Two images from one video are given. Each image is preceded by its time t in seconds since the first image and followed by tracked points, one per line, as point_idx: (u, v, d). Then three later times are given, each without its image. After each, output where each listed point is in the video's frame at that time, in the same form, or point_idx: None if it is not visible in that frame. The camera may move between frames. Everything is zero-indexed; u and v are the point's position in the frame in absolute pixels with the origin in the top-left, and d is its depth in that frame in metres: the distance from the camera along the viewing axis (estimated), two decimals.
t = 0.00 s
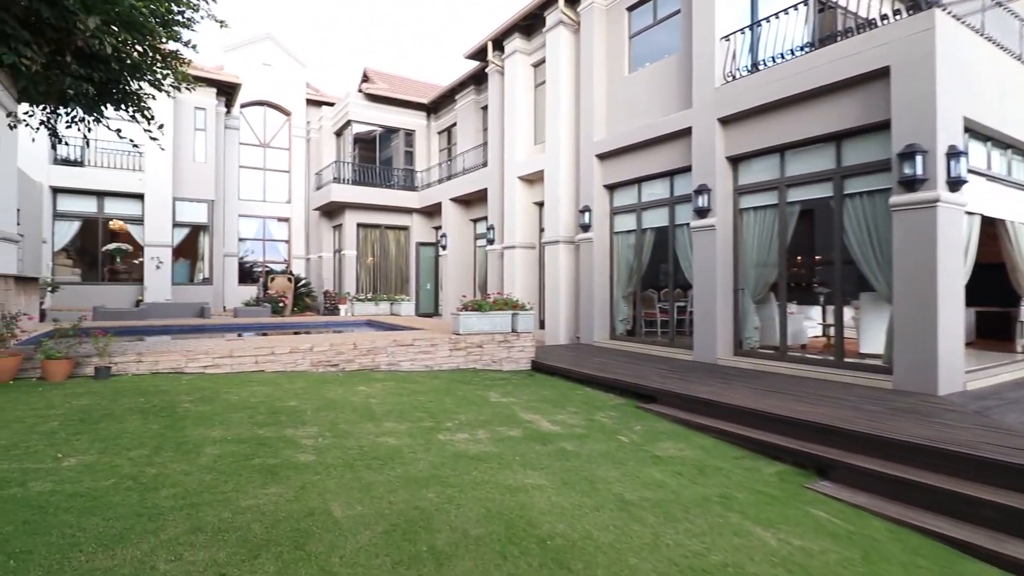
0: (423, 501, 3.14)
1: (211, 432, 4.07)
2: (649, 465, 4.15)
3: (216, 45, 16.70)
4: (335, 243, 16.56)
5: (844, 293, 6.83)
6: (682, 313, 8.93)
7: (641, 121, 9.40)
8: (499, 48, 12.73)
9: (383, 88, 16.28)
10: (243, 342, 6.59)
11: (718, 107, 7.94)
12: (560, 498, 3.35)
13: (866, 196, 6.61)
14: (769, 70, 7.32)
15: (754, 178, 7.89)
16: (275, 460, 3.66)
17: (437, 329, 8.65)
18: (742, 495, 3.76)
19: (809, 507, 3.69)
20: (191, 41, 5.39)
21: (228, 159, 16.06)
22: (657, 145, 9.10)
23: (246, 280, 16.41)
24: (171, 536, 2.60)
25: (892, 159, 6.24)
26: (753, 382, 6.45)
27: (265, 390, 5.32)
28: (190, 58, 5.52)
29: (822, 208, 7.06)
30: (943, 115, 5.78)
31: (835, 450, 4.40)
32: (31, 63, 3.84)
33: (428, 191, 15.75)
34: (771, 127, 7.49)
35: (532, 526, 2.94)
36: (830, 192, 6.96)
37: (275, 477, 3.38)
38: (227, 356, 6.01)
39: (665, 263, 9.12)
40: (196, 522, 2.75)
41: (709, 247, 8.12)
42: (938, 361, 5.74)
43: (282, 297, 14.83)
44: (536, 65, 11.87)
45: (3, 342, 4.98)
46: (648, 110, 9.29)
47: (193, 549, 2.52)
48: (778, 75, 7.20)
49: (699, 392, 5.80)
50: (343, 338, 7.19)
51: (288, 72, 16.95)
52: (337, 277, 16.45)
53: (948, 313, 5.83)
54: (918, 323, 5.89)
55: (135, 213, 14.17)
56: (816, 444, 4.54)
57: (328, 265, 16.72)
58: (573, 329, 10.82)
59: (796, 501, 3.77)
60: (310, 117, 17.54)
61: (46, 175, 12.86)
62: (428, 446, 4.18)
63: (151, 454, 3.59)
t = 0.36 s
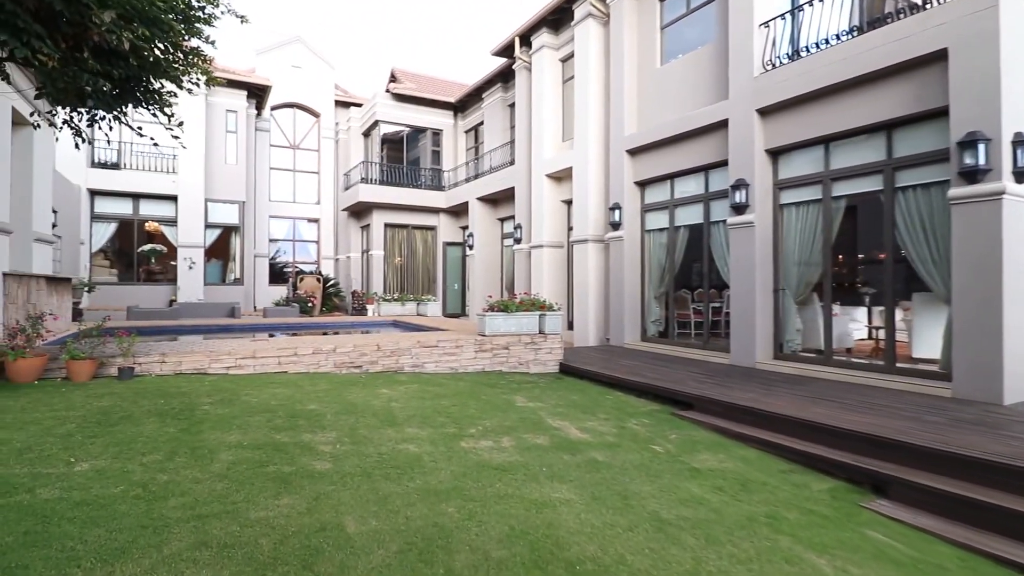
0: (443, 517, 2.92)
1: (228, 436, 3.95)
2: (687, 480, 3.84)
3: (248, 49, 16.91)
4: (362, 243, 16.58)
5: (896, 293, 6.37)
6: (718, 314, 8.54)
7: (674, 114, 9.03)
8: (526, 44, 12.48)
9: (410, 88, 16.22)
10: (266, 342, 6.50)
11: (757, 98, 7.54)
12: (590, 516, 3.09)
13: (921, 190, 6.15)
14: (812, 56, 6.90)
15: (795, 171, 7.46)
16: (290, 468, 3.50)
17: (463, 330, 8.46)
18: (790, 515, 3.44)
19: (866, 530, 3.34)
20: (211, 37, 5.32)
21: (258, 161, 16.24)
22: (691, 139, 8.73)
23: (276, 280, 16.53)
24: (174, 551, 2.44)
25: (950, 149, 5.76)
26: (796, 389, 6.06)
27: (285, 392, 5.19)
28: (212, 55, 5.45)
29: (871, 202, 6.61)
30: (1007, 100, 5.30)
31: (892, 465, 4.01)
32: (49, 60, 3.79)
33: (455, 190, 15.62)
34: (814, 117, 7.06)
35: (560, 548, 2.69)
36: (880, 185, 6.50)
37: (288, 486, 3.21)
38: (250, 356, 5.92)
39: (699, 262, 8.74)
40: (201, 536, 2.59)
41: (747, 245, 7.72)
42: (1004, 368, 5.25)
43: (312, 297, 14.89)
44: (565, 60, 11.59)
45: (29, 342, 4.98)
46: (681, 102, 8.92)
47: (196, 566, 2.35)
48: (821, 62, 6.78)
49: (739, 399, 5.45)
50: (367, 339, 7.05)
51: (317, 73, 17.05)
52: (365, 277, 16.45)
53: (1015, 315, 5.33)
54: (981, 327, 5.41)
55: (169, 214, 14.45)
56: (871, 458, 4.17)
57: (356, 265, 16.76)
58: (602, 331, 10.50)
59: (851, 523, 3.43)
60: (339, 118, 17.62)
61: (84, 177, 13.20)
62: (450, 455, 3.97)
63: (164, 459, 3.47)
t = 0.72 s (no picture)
0: (460, 536, 2.69)
1: (244, 440, 3.82)
2: (727, 496, 3.53)
3: (280, 51, 17.10)
4: (392, 243, 16.56)
5: (956, 292, 5.86)
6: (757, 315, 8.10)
7: (710, 106, 8.63)
8: (555, 38, 12.18)
9: (439, 87, 16.12)
10: (290, 343, 6.41)
11: (799, 86, 7.11)
12: (621, 537, 2.82)
13: (984, 180, 5.64)
14: (861, 39, 6.43)
15: (842, 163, 6.98)
16: (303, 475, 3.33)
17: (489, 330, 8.25)
18: (845, 538, 3.10)
19: (934, 558, 2.97)
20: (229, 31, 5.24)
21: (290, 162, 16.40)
22: (728, 131, 8.32)
23: (307, 280, 16.68)
24: (170, 568, 2.29)
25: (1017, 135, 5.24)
26: (845, 396, 5.63)
27: (306, 394, 5.07)
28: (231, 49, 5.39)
29: (928, 194, 6.11)
30: None
31: (960, 483, 3.60)
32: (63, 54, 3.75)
33: (483, 189, 15.44)
34: (862, 105, 6.59)
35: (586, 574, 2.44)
36: (937, 176, 6.00)
37: (299, 496, 3.04)
38: (273, 357, 5.83)
39: (737, 260, 8.33)
40: (202, 551, 2.43)
41: (790, 241, 7.29)
42: None
43: (341, 297, 14.78)
44: (595, 53, 11.26)
45: (54, 342, 4.98)
46: (718, 93, 8.51)
47: None
48: (869, 45, 6.32)
49: (783, 406, 5.07)
50: (391, 340, 6.91)
51: (347, 74, 17.12)
52: (394, 277, 16.42)
53: None
54: None
55: (203, 215, 14.70)
56: (935, 475, 3.76)
57: (386, 266, 16.75)
58: (635, 331, 10.14)
59: (916, 549, 3.06)
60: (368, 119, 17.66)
61: (122, 180, 13.53)
62: (471, 463, 3.74)
63: (175, 464, 3.35)
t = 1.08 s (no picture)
0: (466, 558, 2.47)
1: (248, 446, 3.66)
2: (761, 515, 3.23)
3: (303, 53, 17.15)
4: (413, 243, 16.46)
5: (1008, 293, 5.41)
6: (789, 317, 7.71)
7: (738, 99, 8.25)
8: (577, 32, 11.88)
9: (460, 85, 15.95)
10: (304, 344, 6.29)
11: (834, 74, 6.71)
12: (644, 562, 2.56)
13: None
14: (903, 22, 6.00)
15: (881, 155, 6.55)
16: (305, 486, 3.14)
17: (509, 332, 8.03)
18: (897, 567, 2.78)
19: None
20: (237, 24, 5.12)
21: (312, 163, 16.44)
22: (758, 124, 7.95)
23: (330, 280, 16.78)
24: None
25: None
26: (888, 403, 5.24)
27: (317, 398, 4.91)
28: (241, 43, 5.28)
29: (977, 187, 5.67)
30: None
31: None
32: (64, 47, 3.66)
33: (504, 188, 15.24)
34: (903, 92, 6.16)
35: None
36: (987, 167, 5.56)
37: (298, 510, 2.85)
38: (286, 359, 5.70)
39: (768, 259, 7.95)
40: (188, 571, 2.25)
41: (824, 239, 6.90)
42: None
43: (362, 297, 14.74)
44: (618, 47, 10.92)
45: (65, 342, 4.93)
46: (747, 85, 8.13)
47: None
48: (911, 29, 5.90)
49: (821, 415, 4.71)
50: (407, 341, 6.73)
51: (368, 75, 17.08)
52: (415, 277, 16.32)
53: None
54: None
55: (227, 216, 14.87)
56: (995, 495, 3.39)
57: (407, 266, 16.67)
58: (659, 333, 9.81)
59: None
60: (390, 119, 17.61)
61: (147, 182, 13.70)
62: (484, 474, 3.52)
63: (174, 472, 3.20)
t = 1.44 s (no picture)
0: None
1: (243, 454, 3.47)
2: (794, 537, 2.95)
3: (318, 53, 17.07)
4: (427, 242, 16.31)
5: None
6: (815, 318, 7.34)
7: (762, 91, 7.89)
8: (593, 26, 11.56)
9: (474, 83, 15.72)
10: (310, 345, 6.13)
11: (865, 62, 6.32)
12: None
13: None
14: (941, 4, 5.59)
15: (916, 147, 6.15)
16: (298, 500, 2.93)
17: (522, 333, 7.78)
18: None
19: None
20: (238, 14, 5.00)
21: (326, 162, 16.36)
22: (783, 116, 7.58)
23: (345, 280, 16.62)
24: None
25: None
26: (927, 411, 4.89)
27: (321, 402, 4.72)
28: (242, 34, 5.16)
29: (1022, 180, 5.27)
30: None
31: None
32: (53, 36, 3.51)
33: (519, 186, 14.99)
34: (939, 80, 5.76)
35: None
36: None
37: (288, 527, 2.64)
38: (291, 361, 5.54)
39: (794, 257, 7.58)
40: None
41: (854, 236, 6.51)
42: None
43: (376, 297, 14.53)
44: (636, 40, 10.59)
45: (65, 344, 4.83)
46: (772, 76, 7.75)
47: None
48: (948, 12, 5.51)
49: (854, 425, 4.39)
50: (417, 343, 6.53)
51: (383, 73, 16.94)
52: (429, 276, 16.14)
53: None
54: None
55: (242, 216, 14.89)
56: None
57: (421, 266, 16.51)
58: (679, 334, 9.48)
59: None
60: (404, 118, 17.47)
61: (163, 182, 13.73)
62: (491, 487, 3.28)
63: (161, 483, 3.02)
